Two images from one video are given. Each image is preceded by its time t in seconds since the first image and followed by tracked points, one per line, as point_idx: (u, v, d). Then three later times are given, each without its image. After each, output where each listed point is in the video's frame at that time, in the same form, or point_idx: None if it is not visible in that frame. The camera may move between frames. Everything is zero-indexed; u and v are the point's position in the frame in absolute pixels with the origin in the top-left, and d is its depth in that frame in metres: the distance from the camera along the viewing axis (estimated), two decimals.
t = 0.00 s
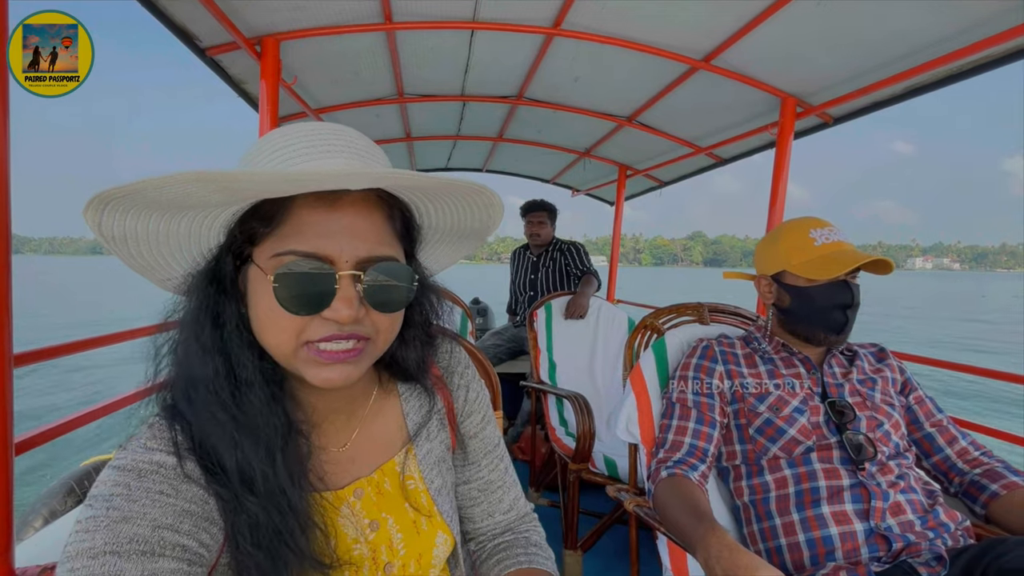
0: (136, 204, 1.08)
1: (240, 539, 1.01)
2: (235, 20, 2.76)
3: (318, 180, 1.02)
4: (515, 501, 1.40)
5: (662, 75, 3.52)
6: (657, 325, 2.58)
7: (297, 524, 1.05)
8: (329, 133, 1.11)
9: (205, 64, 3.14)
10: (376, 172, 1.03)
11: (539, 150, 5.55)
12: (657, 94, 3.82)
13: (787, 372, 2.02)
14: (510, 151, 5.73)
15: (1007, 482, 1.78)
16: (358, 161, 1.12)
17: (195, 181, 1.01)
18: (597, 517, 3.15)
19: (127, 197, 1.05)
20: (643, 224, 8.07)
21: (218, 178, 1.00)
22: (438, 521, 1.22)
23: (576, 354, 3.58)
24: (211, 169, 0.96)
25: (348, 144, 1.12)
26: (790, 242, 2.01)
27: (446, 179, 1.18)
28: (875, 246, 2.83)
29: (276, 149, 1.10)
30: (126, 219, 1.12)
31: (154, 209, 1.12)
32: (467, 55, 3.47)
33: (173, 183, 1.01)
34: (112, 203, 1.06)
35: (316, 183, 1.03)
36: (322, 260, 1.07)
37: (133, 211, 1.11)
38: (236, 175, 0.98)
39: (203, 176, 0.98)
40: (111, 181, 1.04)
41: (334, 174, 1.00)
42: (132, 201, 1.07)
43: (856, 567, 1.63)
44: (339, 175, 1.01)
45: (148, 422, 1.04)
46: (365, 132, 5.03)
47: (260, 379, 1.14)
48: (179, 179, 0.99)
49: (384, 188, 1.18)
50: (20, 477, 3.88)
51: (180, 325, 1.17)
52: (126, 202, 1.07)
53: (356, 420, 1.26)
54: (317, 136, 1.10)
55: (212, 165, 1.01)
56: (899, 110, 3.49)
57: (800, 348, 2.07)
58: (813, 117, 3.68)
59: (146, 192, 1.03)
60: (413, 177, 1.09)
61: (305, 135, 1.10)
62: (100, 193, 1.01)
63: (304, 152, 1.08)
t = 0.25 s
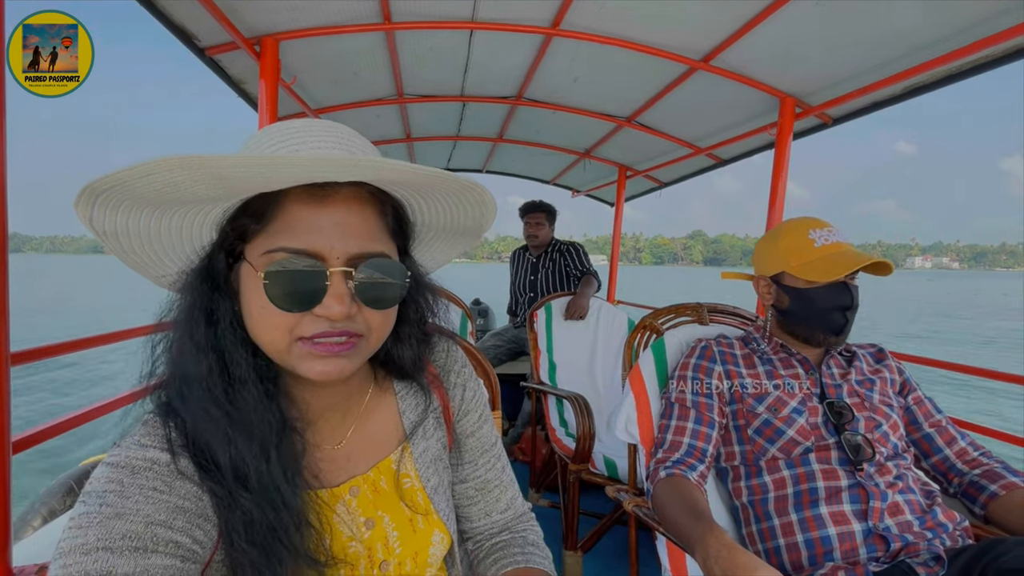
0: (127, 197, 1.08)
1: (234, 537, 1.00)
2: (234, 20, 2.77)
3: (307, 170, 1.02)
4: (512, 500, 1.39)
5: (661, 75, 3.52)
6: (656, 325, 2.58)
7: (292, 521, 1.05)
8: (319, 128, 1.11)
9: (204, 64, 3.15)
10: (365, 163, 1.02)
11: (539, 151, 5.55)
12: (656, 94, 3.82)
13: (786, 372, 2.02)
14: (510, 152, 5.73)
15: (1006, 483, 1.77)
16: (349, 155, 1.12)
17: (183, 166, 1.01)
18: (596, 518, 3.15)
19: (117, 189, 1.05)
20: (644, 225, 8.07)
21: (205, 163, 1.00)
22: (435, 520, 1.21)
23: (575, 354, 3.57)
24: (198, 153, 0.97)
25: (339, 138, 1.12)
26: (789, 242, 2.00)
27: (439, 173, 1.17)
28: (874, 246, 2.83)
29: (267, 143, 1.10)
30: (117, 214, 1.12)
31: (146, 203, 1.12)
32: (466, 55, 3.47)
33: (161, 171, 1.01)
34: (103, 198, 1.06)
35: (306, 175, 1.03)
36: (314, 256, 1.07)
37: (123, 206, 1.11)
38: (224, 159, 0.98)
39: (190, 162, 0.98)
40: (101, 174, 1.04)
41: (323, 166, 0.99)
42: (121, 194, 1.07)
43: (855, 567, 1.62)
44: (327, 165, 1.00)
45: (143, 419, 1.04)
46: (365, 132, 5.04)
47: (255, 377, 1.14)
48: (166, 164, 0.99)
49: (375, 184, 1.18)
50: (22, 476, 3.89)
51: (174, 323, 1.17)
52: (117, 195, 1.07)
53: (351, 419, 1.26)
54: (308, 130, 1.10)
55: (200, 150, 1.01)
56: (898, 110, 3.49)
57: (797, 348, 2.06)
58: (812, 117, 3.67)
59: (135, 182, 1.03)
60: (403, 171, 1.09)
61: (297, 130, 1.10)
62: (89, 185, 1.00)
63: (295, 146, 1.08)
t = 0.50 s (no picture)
0: (126, 198, 1.08)
1: (234, 537, 1.00)
2: (235, 21, 2.76)
3: (303, 169, 1.02)
4: (512, 501, 1.39)
5: (662, 76, 3.52)
6: (656, 326, 2.58)
7: (292, 522, 1.04)
8: (316, 128, 1.11)
9: (203, 65, 3.15)
10: (361, 159, 1.02)
11: (539, 151, 5.55)
12: (657, 95, 3.82)
13: (787, 374, 2.02)
14: (510, 152, 5.73)
15: (1006, 483, 1.77)
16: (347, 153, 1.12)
17: (180, 167, 1.00)
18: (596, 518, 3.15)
19: (116, 190, 1.05)
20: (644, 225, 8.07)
21: (202, 164, 1.00)
22: (435, 520, 1.21)
23: (576, 355, 3.57)
24: (196, 154, 0.97)
25: (337, 138, 1.12)
26: (806, 246, 1.96)
27: (437, 171, 1.17)
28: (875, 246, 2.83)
29: (265, 144, 1.10)
30: (116, 215, 1.12)
31: (145, 204, 1.12)
32: (467, 55, 3.47)
33: (158, 171, 1.01)
34: (101, 198, 1.06)
35: (302, 173, 1.03)
36: (312, 255, 1.07)
37: (123, 207, 1.11)
38: (222, 160, 0.98)
39: (187, 162, 0.98)
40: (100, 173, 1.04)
41: (320, 162, 0.99)
42: (120, 194, 1.07)
43: (855, 568, 1.62)
44: (323, 161, 1.00)
45: (143, 420, 1.04)
46: (365, 132, 5.03)
47: (255, 377, 1.14)
48: (164, 165, 0.99)
49: (373, 183, 1.18)
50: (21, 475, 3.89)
51: (175, 324, 1.17)
52: (115, 195, 1.07)
53: (351, 420, 1.26)
54: (305, 130, 1.10)
55: (199, 152, 1.01)
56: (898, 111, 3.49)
57: (797, 348, 2.06)
58: (813, 117, 3.67)
59: (133, 182, 1.03)
60: (400, 168, 1.09)
61: (295, 130, 1.10)
62: (87, 185, 1.00)
63: (292, 145, 1.08)
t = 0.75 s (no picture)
0: (132, 199, 1.08)
1: (237, 539, 1.00)
2: (234, 21, 2.75)
3: (310, 171, 1.02)
4: (513, 502, 1.39)
5: (662, 76, 3.52)
6: (656, 326, 2.58)
7: (296, 523, 1.04)
8: (322, 130, 1.11)
9: (203, 65, 3.14)
10: (368, 161, 1.02)
11: (539, 151, 5.55)
12: (657, 95, 3.82)
13: (788, 374, 2.02)
14: (509, 151, 5.72)
15: (1007, 483, 1.77)
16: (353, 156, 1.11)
17: (187, 169, 1.00)
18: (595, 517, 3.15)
19: (122, 192, 1.05)
20: (643, 224, 8.08)
21: (209, 166, 1.00)
22: (437, 522, 1.21)
23: (575, 354, 3.57)
24: (203, 156, 0.97)
25: (344, 141, 1.12)
26: (818, 248, 1.95)
27: (443, 174, 1.17)
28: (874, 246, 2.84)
29: (272, 146, 1.10)
30: (122, 216, 1.12)
31: (151, 206, 1.11)
32: (467, 56, 3.47)
33: (164, 173, 1.01)
34: (108, 200, 1.06)
35: (308, 175, 1.03)
36: (317, 256, 1.07)
37: (129, 208, 1.10)
38: (229, 162, 0.98)
39: (194, 164, 0.98)
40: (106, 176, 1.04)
41: (327, 164, 0.99)
42: (126, 197, 1.07)
43: (856, 568, 1.62)
44: (329, 163, 1.00)
45: (146, 421, 1.03)
46: (364, 132, 5.03)
47: (260, 379, 1.13)
48: (170, 167, 0.99)
49: (378, 186, 1.18)
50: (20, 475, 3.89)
51: (179, 325, 1.17)
52: (122, 198, 1.06)
53: (354, 421, 1.25)
54: (312, 132, 1.10)
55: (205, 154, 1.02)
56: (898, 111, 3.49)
57: (798, 348, 2.07)
58: (813, 118, 3.67)
59: (139, 185, 1.03)
60: (407, 170, 1.09)
61: (301, 132, 1.10)
62: (94, 187, 1.00)
63: (299, 147, 1.07)
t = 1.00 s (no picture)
0: (134, 202, 1.08)
1: (238, 539, 1.00)
2: (233, 21, 2.75)
3: (311, 174, 1.02)
4: (513, 501, 1.39)
5: (661, 75, 3.52)
6: (656, 324, 2.58)
7: (298, 523, 1.04)
8: (323, 131, 1.11)
9: (202, 65, 3.14)
10: (369, 164, 1.02)
11: (538, 151, 5.55)
12: (656, 94, 3.82)
13: (787, 373, 2.02)
14: (508, 151, 5.72)
15: (1006, 480, 1.78)
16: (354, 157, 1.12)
17: (189, 173, 1.01)
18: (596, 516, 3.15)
19: (124, 195, 1.05)
20: (643, 224, 8.09)
21: (210, 171, 1.00)
22: (437, 522, 1.21)
23: (575, 354, 3.57)
24: (204, 161, 0.97)
25: (344, 141, 1.12)
26: (816, 245, 1.95)
27: (444, 175, 1.17)
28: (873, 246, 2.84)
29: (272, 148, 1.10)
30: (124, 218, 1.12)
31: (153, 208, 1.11)
32: (466, 55, 3.47)
33: (166, 177, 1.01)
34: (110, 202, 1.06)
35: (309, 177, 1.03)
36: (318, 257, 1.07)
37: (130, 210, 1.11)
38: (231, 169, 0.99)
39: (195, 168, 0.98)
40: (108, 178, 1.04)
41: (328, 167, 0.99)
42: (128, 199, 1.07)
43: (856, 565, 1.63)
44: (331, 166, 1.00)
45: (148, 421, 1.03)
46: (364, 132, 5.03)
47: (261, 379, 1.14)
48: (171, 172, 0.99)
49: (379, 187, 1.18)
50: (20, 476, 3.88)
51: (180, 326, 1.17)
52: (123, 200, 1.07)
53: (355, 422, 1.26)
54: (313, 132, 1.10)
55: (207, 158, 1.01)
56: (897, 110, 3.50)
57: (797, 348, 2.07)
58: (811, 116, 3.68)
59: (140, 188, 1.03)
60: (408, 172, 1.09)
61: (302, 133, 1.10)
62: (96, 190, 1.00)
63: (300, 148, 1.07)
